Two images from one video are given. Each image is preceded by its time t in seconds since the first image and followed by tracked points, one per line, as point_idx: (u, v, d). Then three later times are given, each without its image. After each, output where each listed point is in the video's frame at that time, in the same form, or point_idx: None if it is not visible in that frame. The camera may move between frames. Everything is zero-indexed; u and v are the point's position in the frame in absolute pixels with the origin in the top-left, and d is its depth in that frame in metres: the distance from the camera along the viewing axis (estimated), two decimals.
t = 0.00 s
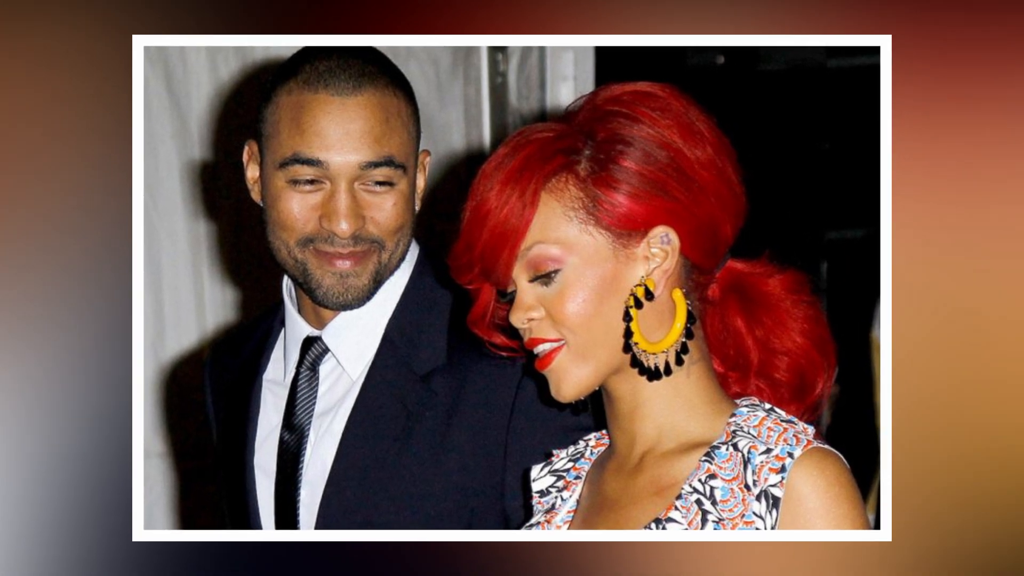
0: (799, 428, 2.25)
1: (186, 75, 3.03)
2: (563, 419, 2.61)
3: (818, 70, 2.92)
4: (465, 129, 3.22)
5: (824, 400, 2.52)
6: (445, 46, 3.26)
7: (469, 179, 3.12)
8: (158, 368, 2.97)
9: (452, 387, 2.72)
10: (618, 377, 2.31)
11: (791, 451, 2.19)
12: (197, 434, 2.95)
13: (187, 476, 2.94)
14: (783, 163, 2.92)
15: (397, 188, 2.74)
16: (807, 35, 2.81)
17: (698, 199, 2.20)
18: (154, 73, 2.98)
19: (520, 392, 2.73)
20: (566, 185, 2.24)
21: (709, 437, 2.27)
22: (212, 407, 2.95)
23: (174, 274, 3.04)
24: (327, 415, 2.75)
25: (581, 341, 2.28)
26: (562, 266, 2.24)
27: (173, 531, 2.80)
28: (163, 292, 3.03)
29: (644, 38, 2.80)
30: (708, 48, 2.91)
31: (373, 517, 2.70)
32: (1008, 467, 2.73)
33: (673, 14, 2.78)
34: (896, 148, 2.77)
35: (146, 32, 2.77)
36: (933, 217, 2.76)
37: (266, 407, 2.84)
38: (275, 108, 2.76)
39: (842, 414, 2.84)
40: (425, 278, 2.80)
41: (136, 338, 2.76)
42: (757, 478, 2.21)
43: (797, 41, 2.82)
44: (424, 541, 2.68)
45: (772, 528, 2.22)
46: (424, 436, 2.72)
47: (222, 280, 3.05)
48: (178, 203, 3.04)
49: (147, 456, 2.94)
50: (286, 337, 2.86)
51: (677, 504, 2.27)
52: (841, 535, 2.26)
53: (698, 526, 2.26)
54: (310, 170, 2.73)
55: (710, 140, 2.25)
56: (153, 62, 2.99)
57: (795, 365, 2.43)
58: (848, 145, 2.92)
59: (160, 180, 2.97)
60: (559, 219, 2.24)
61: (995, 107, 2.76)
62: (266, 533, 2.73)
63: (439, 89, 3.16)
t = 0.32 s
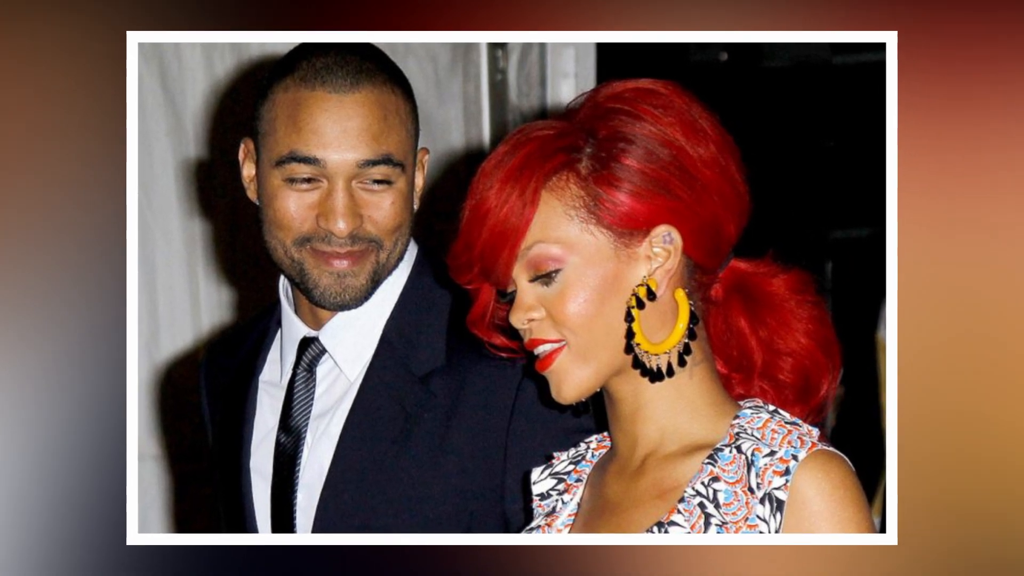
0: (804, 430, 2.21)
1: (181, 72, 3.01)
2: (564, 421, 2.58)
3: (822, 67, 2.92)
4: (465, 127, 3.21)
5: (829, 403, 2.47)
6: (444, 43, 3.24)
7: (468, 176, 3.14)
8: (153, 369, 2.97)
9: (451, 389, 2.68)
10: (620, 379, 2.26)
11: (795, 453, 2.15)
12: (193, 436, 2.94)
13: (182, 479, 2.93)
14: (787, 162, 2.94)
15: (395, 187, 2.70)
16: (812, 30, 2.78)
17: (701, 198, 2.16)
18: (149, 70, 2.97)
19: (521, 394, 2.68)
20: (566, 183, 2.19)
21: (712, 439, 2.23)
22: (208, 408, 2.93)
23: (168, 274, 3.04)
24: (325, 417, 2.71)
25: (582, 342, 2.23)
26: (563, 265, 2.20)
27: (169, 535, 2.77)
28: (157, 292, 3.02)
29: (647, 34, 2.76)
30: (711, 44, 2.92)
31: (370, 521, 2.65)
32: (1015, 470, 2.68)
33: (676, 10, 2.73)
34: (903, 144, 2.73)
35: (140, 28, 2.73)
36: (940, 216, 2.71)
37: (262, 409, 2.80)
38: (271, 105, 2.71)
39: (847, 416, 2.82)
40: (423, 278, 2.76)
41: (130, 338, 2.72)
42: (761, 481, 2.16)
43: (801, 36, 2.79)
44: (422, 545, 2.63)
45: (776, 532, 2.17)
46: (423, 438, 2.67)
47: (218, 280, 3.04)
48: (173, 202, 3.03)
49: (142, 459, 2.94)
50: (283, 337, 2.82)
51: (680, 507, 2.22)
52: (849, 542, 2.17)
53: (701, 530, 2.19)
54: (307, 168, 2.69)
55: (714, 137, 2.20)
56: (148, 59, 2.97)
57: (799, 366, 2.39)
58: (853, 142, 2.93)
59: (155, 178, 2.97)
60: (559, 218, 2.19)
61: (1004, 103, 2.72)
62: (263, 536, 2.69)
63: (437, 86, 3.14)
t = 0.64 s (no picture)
0: (809, 432, 2.16)
1: (176, 68, 2.98)
2: (565, 424, 2.53)
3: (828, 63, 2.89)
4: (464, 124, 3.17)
5: (834, 405, 2.43)
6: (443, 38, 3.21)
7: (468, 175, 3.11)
8: (147, 370, 2.93)
9: (450, 390, 2.64)
10: (621, 381, 2.22)
11: (800, 456, 2.11)
12: (187, 438, 2.89)
13: (177, 482, 2.88)
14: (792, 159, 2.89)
15: (393, 185, 2.65)
16: (817, 26, 2.74)
17: (705, 196, 2.12)
18: (142, 66, 2.94)
19: (521, 395, 2.64)
20: (567, 182, 2.14)
21: (715, 442, 2.19)
22: (203, 411, 2.87)
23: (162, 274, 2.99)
24: (321, 419, 2.67)
25: (584, 343, 2.19)
26: (564, 265, 2.15)
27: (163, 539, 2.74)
28: (152, 292, 2.97)
29: (650, 29, 2.72)
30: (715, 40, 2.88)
31: (367, 524, 2.60)
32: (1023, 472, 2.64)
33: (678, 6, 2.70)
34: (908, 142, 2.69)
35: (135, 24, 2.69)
36: (947, 215, 2.67)
37: (258, 411, 2.76)
38: (267, 102, 2.67)
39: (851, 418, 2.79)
40: (422, 277, 2.71)
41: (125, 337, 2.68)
42: (765, 484, 2.12)
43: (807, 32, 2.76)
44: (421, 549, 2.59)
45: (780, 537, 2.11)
46: (422, 441, 2.63)
47: (213, 280, 2.99)
48: (168, 201, 2.98)
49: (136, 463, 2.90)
50: (279, 338, 2.78)
51: (682, 510, 2.17)
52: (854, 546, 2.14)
53: (704, 534, 2.15)
54: (303, 166, 2.64)
55: (717, 135, 2.16)
56: (142, 56, 2.95)
57: (804, 368, 2.34)
58: (859, 140, 2.89)
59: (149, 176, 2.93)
60: (560, 216, 2.14)
61: (1012, 99, 2.68)
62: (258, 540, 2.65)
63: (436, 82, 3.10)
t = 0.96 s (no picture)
0: (813, 434, 2.12)
1: (170, 66, 2.97)
2: (567, 426, 2.49)
3: (833, 60, 2.87)
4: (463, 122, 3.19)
5: (838, 406, 2.39)
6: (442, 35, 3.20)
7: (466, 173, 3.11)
8: (142, 372, 2.90)
9: (450, 391, 2.59)
10: (623, 383, 2.18)
11: (804, 459, 2.06)
12: (182, 441, 2.87)
13: (172, 483, 2.86)
14: (796, 158, 2.87)
15: (392, 184, 2.61)
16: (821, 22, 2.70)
17: (707, 195, 2.08)
18: (136, 63, 2.92)
19: (521, 397, 2.59)
20: (568, 180, 2.10)
21: (719, 444, 2.15)
22: (198, 413, 2.84)
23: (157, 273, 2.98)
24: (318, 421, 2.63)
25: (585, 344, 2.15)
26: (565, 265, 2.11)
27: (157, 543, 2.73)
28: (146, 293, 2.96)
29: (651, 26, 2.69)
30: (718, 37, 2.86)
31: (366, 528, 2.56)
32: None
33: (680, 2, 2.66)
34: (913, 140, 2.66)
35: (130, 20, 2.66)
36: (954, 215, 2.63)
37: (254, 413, 2.73)
38: (264, 100, 2.63)
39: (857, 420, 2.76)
40: (421, 277, 2.67)
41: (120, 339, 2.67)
42: (769, 487, 2.08)
43: (811, 29, 2.73)
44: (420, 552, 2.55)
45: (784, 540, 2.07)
46: (421, 443, 2.58)
47: (208, 280, 2.99)
48: (163, 198, 2.98)
49: (131, 465, 2.87)
50: (275, 339, 2.75)
51: (685, 514, 2.13)
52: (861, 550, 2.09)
53: (707, 537, 2.12)
54: (300, 165, 2.60)
55: (720, 133, 2.12)
56: (137, 52, 2.92)
57: (808, 369, 2.30)
58: (864, 138, 2.86)
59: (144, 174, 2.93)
60: (561, 215, 2.10)
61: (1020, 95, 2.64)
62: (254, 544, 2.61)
63: (435, 80, 3.11)
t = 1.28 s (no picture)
0: (818, 437, 2.09)
1: (165, 61, 3.02)
2: (567, 428, 2.47)
3: (837, 56, 2.89)
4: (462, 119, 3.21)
5: (843, 408, 2.35)
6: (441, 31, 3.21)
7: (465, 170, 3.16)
8: (137, 373, 3.00)
9: (449, 394, 2.54)
10: (625, 384, 2.14)
11: (809, 461, 2.03)
12: (177, 443, 2.97)
13: (166, 486, 2.98)
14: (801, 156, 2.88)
15: (390, 182, 2.57)
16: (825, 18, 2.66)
17: (711, 193, 2.04)
18: (131, 59, 2.98)
19: (521, 399, 2.55)
20: (569, 178, 2.06)
21: (722, 447, 2.11)
22: (194, 415, 2.89)
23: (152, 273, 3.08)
24: (315, 423, 2.59)
25: (586, 345, 2.10)
26: (566, 265, 2.06)
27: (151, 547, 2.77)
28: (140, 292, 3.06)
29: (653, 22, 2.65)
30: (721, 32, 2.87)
31: (364, 531, 2.51)
32: None
33: None
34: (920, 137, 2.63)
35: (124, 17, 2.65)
36: (959, 213, 2.60)
37: (250, 415, 2.71)
38: (260, 96, 2.59)
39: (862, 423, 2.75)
40: (419, 277, 2.63)
41: (114, 342, 2.67)
42: (773, 490, 2.04)
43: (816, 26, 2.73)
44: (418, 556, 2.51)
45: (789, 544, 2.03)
46: (419, 445, 2.53)
47: (204, 280, 3.09)
48: (158, 198, 3.06)
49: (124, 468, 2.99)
50: (272, 339, 2.72)
51: (688, 517, 2.09)
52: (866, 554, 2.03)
53: (710, 542, 2.06)
54: (297, 162, 2.57)
55: (723, 130, 2.08)
56: (131, 48, 2.98)
57: (813, 370, 2.26)
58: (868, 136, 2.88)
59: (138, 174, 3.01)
60: (562, 215, 2.06)
61: None
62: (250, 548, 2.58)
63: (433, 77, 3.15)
